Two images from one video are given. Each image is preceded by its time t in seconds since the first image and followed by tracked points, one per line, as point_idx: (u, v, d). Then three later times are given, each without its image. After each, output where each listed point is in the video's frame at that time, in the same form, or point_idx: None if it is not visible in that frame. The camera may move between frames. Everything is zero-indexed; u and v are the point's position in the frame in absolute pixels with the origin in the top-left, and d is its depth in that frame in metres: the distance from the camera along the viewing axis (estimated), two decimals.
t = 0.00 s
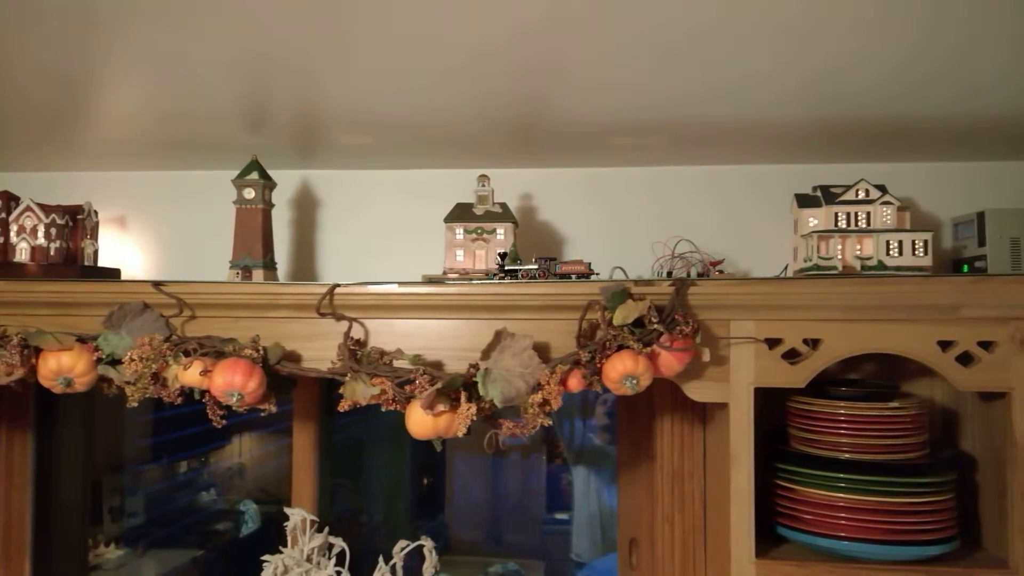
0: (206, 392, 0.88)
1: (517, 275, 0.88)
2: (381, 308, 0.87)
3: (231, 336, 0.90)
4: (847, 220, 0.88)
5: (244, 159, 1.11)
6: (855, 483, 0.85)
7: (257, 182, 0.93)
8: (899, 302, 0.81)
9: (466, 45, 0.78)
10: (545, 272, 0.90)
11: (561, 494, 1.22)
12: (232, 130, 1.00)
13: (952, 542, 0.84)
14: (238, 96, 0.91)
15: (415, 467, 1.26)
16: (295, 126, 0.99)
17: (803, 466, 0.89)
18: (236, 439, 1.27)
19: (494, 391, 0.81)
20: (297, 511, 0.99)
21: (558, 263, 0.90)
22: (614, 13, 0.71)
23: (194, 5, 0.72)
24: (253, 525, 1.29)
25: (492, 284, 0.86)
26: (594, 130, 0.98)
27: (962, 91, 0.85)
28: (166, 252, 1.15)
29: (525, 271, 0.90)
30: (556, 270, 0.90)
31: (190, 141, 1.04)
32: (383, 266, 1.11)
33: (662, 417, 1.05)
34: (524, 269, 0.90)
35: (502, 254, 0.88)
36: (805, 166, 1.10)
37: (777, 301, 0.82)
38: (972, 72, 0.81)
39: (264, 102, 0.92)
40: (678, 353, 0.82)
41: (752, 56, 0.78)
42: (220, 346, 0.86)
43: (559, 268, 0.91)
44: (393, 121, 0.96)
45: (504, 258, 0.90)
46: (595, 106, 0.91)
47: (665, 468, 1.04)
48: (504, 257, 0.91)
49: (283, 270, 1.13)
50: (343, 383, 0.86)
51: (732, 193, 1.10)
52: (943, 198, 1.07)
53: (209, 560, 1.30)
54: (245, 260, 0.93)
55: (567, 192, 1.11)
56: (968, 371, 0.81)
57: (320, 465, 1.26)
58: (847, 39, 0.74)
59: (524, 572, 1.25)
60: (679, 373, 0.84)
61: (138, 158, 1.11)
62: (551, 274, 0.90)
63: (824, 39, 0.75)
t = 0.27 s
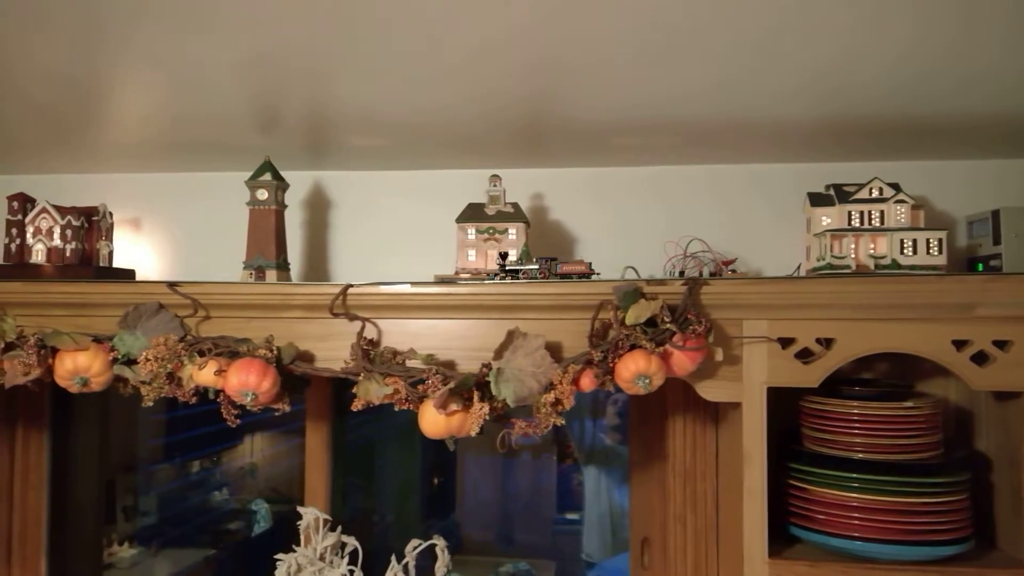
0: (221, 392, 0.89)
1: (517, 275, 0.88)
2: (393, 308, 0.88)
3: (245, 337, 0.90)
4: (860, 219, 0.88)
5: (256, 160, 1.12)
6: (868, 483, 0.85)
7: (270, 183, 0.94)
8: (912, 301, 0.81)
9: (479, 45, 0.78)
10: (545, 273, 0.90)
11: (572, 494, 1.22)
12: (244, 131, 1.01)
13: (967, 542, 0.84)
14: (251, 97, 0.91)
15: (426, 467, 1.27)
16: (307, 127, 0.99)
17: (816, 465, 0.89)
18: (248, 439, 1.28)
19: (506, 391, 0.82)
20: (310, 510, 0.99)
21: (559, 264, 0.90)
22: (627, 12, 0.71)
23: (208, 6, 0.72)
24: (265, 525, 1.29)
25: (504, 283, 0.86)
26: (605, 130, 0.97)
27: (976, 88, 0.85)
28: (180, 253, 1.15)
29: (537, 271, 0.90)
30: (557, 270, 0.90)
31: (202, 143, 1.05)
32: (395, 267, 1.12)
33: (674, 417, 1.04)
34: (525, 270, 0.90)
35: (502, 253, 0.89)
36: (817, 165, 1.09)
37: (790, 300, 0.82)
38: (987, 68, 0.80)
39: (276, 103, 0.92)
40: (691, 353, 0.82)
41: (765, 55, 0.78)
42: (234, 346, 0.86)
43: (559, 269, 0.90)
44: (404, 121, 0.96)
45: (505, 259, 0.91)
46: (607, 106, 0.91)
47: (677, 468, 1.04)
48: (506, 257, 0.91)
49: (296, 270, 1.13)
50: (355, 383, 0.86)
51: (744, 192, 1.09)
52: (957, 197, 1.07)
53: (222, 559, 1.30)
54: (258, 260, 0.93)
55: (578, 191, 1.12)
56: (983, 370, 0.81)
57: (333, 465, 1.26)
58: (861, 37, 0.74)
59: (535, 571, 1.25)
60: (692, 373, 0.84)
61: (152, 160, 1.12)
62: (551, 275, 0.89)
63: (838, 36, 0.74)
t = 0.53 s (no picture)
0: (235, 390, 0.89)
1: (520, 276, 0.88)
2: (407, 307, 0.88)
3: (259, 335, 0.91)
4: (875, 219, 0.88)
5: (270, 160, 1.12)
6: (883, 483, 0.85)
7: (284, 182, 0.94)
8: (928, 301, 0.81)
9: (495, 42, 0.78)
10: (547, 272, 0.90)
11: (582, 494, 1.22)
12: (259, 131, 1.02)
13: (981, 543, 0.83)
14: (266, 96, 0.92)
15: (436, 467, 1.27)
16: (321, 127, 0.99)
17: (830, 465, 0.89)
18: (259, 438, 1.28)
19: (520, 390, 0.82)
20: (323, 508, 1.00)
21: (561, 263, 0.90)
22: (644, 8, 0.72)
23: (226, 4, 0.73)
24: (276, 522, 1.30)
25: (517, 283, 0.86)
26: (618, 129, 0.98)
27: (991, 86, 0.84)
28: (193, 252, 1.16)
29: (550, 271, 0.91)
30: (559, 270, 0.90)
31: (217, 142, 1.05)
32: (408, 266, 1.12)
33: (687, 417, 1.04)
34: (528, 270, 0.90)
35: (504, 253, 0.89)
36: (830, 165, 1.09)
37: (804, 300, 0.82)
38: (1003, 65, 0.80)
39: (290, 102, 0.93)
40: (705, 353, 0.82)
41: (781, 51, 0.78)
42: (249, 345, 0.87)
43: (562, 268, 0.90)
44: (418, 120, 0.97)
45: (507, 258, 0.91)
46: (621, 105, 0.91)
47: (689, 468, 1.04)
48: (506, 258, 0.91)
49: (310, 269, 1.14)
50: (369, 382, 0.86)
51: (757, 193, 1.09)
52: (971, 197, 1.06)
53: (233, 556, 1.31)
54: (273, 260, 0.94)
55: (590, 191, 1.12)
56: (999, 371, 0.80)
57: (347, 463, 1.28)
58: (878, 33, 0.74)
59: (545, 571, 1.25)
60: (706, 373, 0.84)
61: (166, 160, 1.13)
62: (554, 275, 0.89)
63: (855, 32, 0.74)
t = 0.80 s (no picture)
0: (249, 389, 0.90)
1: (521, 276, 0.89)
2: (420, 306, 0.88)
3: (272, 334, 0.91)
4: (888, 218, 0.87)
5: (283, 160, 1.13)
6: (897, 483, 0.85)
7: (297, 182, 0.95)
8: (942, 300, 0.80)
9: (508, 42, 0.79)
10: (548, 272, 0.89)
11: (592, 494, 1.22)
12: (273, 131, 1.02)
13: (996, 543, 0.83)
14: (278, 98, 0.92)
15: (445, 466, 1.27)
16: (334, 127, 1.00)
17: (843, 465, 0.89)
18: (270, 437, 1.29)
19: (533, 389, 0.82)
20: (335, 506, 1.00)
21: (563, 263, 0.89)
22: (657, 6, 0.72)
23: (241, 5, 0.73)
24: (287, 521, 1.30)
25: (530, 282, 0.86)
26: (630, 129, 0.98)
27: (1006, 84, 0.84)
28: (206, 251, 1.17)
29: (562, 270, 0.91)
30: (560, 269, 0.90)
31: (231, 143, 1.06)
32: (420, 265, 1.12)
33: (699, 417, 1.04)
34: (529, 270, 0.90)
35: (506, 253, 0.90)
36: (843, 164, 1.09)
37: (818, 299, 0.82)
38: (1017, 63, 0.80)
39: (303, 102, 0.93)
40: (718, 352, 0.82)
41: (794, 50, 0.78)
42: (262, 344, 0.87)
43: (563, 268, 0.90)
44: (430, 120, 0.97)
45: (509, 259, 0.92)
46: (633, 104, 0.91)
47: (701, 467, 1.04)
48: (509, 258, 0.92)
49: (322, 268, 1.14)
50: (383, 381, 0.87)
51: (769, 192, 1.09)
52: (985, 196, 1.06)
53: (245, 554, 1.31)
54: (286, 259, 0.94)
55: (601, 191, 1.12)
56: (1014, 370, 0.80)
57: (359, 462, 1.28)
58: (894, 31, 0.74)
59: (556, 571, 1.25)
60: (719, 372, 0.84)
61: (179, 160, 1.13)
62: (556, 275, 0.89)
63: (870, 30, 0.74)
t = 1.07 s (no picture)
0: (262, 386, 0.90)
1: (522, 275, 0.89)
2: (432, 304, 0.89)
3: (286, 332, 0.92)
4: (901, 216, 0.87)
5: (295, 160, 1.14)
6: (911, 482, 0.84)
7: (310, 182, 0.95)
8: (956, 299, 0.80)
9: (521, 40, 0.79)
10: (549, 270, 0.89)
11: (601, 494, 1.22)
12: (286, 131, 1.03)
13: (1010, 543, 0.83)
14: (291, 97, 0.93)
15: (454, 466, 1.27)
16: (347, 127, 1.01)
17: (856, 464, 0.89)
18: (280, 436, 1.29)
19: (544, 387, 0.82)
20: (347, 504, 1.01)
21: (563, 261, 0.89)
22: (669, 4, 0.72)
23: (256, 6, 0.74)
24: (297, 520, 1.30)
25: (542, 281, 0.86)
26: (641, 127, 0.98)
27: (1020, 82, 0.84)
28: (219, 251, 1.18)
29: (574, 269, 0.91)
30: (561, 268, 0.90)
31: (244, 143, 1.07)
32: (432, 264, 1.13)
33: (710, 416, 1.04)
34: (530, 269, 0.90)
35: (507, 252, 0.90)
36: (855, 163, 1.08)
37: (831, 297, 0.82)
38: None
39: (316, 102, 0.94)
40: (730, 350, 0.81)
41: (808, 47, 0.78)
42: (276, 342, 0.87)
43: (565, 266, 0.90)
44: (441, 119, 0.97)
45: (511, 258, 0.93)
46: (645, 102, 0.91)
47: (712, 466, 1.04)
48: (510, 257, 0.93)
49: (335, 267, 1.15)
50: (395, 379, 0.87)
51: (780, 191, 1.09)
52: (999, 195, 1.05)
53: (256, 552, 1.32)
54: (299, 258, 0.95)
55: (612, 189, 1.12)
56: None
57: (370, 461, 1.27)
58: (908, 28, 0.74)
59: (566, 571, 1.25)
60: (731, 370, 0.84)
61: (192, 160, 1.14)
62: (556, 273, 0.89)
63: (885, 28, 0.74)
